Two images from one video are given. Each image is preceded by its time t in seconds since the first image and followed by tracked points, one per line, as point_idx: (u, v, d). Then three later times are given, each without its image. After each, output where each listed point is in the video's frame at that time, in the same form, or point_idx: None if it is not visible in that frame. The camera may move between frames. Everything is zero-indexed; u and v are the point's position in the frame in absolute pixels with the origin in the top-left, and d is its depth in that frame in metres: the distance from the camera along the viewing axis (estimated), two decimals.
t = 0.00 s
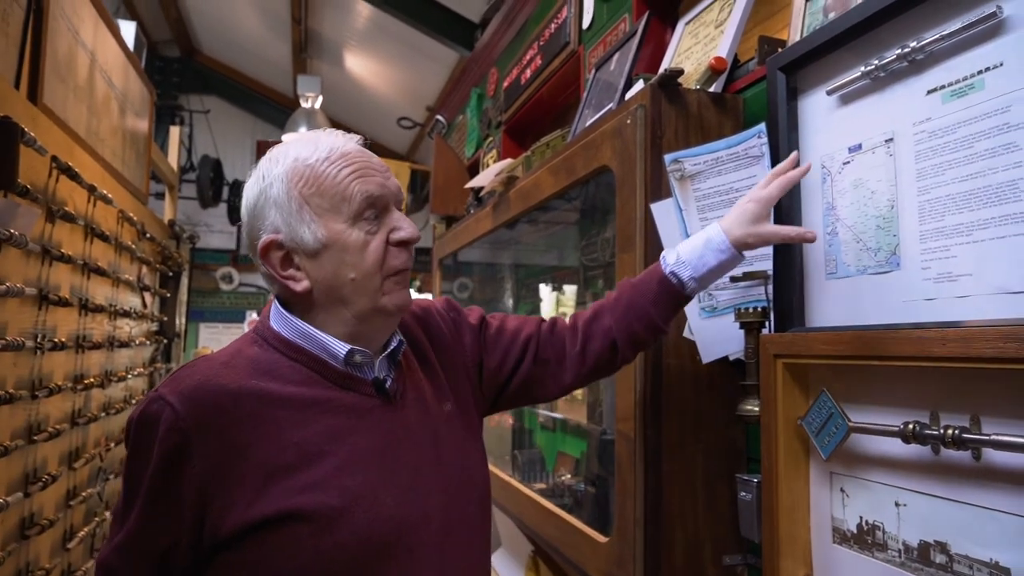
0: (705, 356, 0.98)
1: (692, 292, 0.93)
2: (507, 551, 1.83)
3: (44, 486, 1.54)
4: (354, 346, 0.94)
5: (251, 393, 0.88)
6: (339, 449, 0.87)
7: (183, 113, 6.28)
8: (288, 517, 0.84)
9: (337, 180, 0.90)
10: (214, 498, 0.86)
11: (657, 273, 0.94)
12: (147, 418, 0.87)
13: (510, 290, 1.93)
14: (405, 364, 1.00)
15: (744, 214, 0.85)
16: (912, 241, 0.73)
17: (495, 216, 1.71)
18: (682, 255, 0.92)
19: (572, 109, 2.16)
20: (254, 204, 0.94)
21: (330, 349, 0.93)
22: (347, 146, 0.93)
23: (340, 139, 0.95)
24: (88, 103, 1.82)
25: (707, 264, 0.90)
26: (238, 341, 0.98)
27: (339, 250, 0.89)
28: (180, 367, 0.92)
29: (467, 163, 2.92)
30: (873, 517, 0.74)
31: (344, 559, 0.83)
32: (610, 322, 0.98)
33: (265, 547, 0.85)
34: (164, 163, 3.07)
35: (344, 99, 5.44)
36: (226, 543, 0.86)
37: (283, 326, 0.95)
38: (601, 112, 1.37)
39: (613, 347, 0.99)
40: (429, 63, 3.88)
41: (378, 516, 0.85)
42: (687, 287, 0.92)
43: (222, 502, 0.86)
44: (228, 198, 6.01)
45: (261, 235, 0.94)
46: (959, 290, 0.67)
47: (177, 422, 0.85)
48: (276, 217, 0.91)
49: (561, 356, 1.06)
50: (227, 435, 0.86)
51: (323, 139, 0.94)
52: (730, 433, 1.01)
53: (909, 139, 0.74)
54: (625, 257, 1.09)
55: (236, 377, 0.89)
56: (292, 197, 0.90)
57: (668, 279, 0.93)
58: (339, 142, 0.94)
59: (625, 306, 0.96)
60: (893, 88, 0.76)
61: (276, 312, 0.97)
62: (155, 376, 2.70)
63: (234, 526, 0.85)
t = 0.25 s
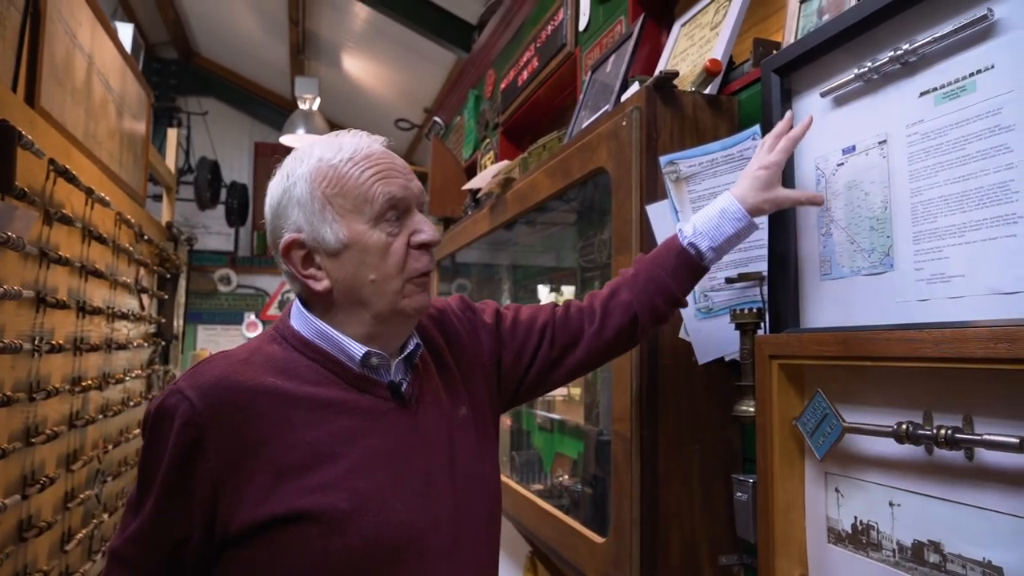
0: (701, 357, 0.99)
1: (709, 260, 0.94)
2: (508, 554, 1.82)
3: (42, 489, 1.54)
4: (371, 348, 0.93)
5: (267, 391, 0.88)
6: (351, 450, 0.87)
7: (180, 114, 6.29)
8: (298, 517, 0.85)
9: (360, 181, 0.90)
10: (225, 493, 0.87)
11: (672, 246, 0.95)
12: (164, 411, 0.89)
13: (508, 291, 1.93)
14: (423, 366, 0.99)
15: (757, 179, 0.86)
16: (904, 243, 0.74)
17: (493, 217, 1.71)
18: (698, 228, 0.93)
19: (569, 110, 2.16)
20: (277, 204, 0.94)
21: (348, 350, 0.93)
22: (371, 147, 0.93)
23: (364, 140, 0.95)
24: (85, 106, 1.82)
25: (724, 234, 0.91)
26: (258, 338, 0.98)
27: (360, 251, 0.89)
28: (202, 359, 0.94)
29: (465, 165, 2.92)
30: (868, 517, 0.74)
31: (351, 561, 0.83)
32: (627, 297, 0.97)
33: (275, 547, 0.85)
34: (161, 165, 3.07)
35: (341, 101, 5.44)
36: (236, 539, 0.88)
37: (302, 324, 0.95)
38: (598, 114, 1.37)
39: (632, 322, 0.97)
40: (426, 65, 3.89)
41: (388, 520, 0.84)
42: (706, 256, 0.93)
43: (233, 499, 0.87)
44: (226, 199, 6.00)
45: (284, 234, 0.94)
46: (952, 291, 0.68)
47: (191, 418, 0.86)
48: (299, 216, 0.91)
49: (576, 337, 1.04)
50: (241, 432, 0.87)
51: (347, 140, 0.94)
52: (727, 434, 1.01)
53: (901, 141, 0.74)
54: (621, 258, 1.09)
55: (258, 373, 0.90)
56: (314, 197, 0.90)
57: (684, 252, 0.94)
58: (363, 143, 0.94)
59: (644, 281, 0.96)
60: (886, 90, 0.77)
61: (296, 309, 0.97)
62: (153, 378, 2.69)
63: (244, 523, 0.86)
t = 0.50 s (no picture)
0: (696, 357, 1.00)
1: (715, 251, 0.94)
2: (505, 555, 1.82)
3: (38, 490, 1.54)
4: (387, 349, 0.94)
5: (283, 389, 0.89)
6: (365, 450, 0.87)
7: (176, 115, 6.28)
8: (309, 516, 0.85)
9: (382, 182, 0.90)
10: (237, 491, 0.88)
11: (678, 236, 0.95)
12: (177, 406, 0.89)
13: (504, 292, 1.93)
14: (438, 368, 0.99)
15: (764, 167, 0.85)
16: (897, 244, 0.74)
17: (489, 217, 1.72)
18: (704, 218, 0.93)
19: (565, 111, 2.17)
20: (299, 203, 0.94)
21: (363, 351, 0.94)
22: (394, 148, 0.93)
23: (387, 140, 0.94)
24: (82, 107, 1.82)
25: (730, 223, 0.91)
26: (275, 336, 0.99)
27: (381, 251, 0.89)
28: (217, 355, 0.94)
29: (461, 166, 2.93)
30: (861, 517, 0.74)
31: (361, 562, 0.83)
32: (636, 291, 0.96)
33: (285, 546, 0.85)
34: (158, 166, 3.07)
35: (338, 102, 5.45)
36: (247, 537, 0.88)
37: (317, 324, 0.96)
38: (594, 115, 1.37)
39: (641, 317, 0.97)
40: (422, 66, 3.89)
41: (399, 522, 0.84)
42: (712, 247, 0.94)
43: (244, 496, 0.88)
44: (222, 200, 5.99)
45: (306, 233, 0.94)
46: (945, 292, 0.68)
47: (207, 412, 0.86)
48: (321, 216, 0.91)
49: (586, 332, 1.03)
50: (257, 428, 0.87)
51: (371, 140, 0.94)
52: (722, 433, 1.02)
53: (895, 142, 0.75)
54: (616, 258, 1.09)
55: (272, 370, 0.91)
56: (337, 196, 0.90)
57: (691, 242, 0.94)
58: (387, 144, 0.94)
59: (652, 275, 0.95)
60: (880, 92, 0.77)
61: (313, 309, 0.98)
62: (149, 380, 2.69)
63: (255, 521, 0.87)
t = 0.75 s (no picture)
0: (695, 357, 1.00)
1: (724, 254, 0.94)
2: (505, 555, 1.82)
3: (38, 491, 1.54)
4: (397, 351, 0.93)
5: (294, 391, 0.89)
6: (376, 453, 0.87)
7: (175, 115, 6.28)
8: (319, 519, 0.85)
9: (394, 183, 0.89)
10: (245, 493, 0.88)
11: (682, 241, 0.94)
12: (189, 407, 0.89)
13: (504, 292, 1.94)
14: (448, 371, 0.99)
15: (769, 171, 0.84)
16: (896, 244, 0.74)
17: (489, 218, 1.72)
18: (710, 223, 0.92)
19: (564, 111, 2.17)
20: (311, 203, 0.94)
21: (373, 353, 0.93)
22: (406, 149, 0.92)
23: (399, 141, 0.94)
24: (81, 108, 1.83)
25: (737, 228, 0.90)
26: (283, 337, 0.99)
27: (392, 253, 0.89)
28: (228, 356, 0.94)
29: (460, 166, 2.93)
30: (860, 517, 0.75)
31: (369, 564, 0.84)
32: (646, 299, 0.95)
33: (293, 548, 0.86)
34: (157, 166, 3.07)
35: (338, 102, 5.45)
36: (256, 539, 0.89)
37: (327, 324, 0.96)
38: (593, 115, 1.37)
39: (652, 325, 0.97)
40: (421, 66, 3.89)
41: (408, 525, 0.85)
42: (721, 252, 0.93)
43: (253, 498, 0.88)
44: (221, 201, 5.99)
45: (317, 233, 0.94)
46: (943, 292, 0.68)
47: (218, 413, 0.87)
48: (332, 217, 0.91)
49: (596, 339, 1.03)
50: (266, 430, 0.88)
51: (383, 140, 0.93)
52: (722, 433, 1.02)
53: (893, 143, 0.75)
54: (616, 258, 1.10)
55: (281, 372, 0.91)
56: (349, 198, 0.90)
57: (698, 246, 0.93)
58: (398, 144, 0.93)
59: (661, 281, 0.95)
60: (878, 93, 0.77)
61: (322, 310, 0.98)
62: (149, 380, 2.69)
63: (264, 523, 0.87)
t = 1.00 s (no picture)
0: (694, 357, 1.00)
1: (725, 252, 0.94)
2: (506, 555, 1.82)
3: (39, 490, 1.54)
4: (406, 354, 0.94)
5: (304, 391, 0.89)
6: (385, 454, 0.87)
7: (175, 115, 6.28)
8: (330, 520, 0.86)
9: (416, 193, 0.89)
10: (255, 494, 0.88)
11: (682, 241, 0.94)
12: (199, 407, 0.89)
13: (503, 292, 1.94)
14: (455, 372, 0.99)
15: (768, 168, 0.85)
16: (895, 245, 0.74)
17: (489, 219, 1.72)
18: (710, 222, 0.92)
19: (564, 112, 2.17)
20: (331, 200, 0.94)
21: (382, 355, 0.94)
22: (433, 159, 0.91)
23: (427, 148, 0.93)
24: (82, 108, 1.83)
25: (736, 226, 0.90)
26: (292, 337, 1.00)
27: (406, 262, 0.89)
28: (237, 356, 0.94)
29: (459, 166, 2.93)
30: (859, 516, 0.75)
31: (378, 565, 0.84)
32: (651, 299, 0.95)
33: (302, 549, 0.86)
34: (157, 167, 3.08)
35: (337, 102, 5.45)
36: (266, 540, 0.89)
37: (336, 324, 0.97)
38: (593, 116, 1.37)
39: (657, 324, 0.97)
40: (421, 66, 3.90)
41: (418, 526, 0.85)
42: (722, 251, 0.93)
43: (262, 500, 0.88)
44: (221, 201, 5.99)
45: (333, 231, 0.94)
46: (942, 293, 0.69)
47: (228, 413, 0.87)
48: (351, 218, 0.91)
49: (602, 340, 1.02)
50: (276, 430, 0.88)
51: (410, 145, 0.92)
52: (722, 433, 1.02)
53: (892, 145, 0.75)
54: (616, 259, 1.10)
55: (292, 372, 0.91)
56: (369, 202, 0.90)
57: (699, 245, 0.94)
58: (425, 152, 0.92)
59: (664, 282, 0.95)
60: (878, 94, 0.78)
61: (332, 310, 0.99)
62: (149, 380, 2.69)
63: (274, 524, 0.87)
